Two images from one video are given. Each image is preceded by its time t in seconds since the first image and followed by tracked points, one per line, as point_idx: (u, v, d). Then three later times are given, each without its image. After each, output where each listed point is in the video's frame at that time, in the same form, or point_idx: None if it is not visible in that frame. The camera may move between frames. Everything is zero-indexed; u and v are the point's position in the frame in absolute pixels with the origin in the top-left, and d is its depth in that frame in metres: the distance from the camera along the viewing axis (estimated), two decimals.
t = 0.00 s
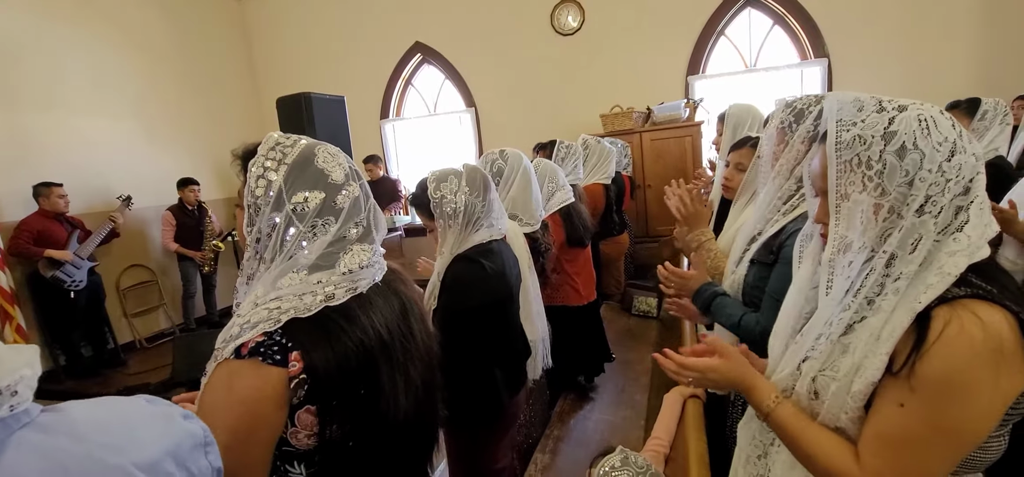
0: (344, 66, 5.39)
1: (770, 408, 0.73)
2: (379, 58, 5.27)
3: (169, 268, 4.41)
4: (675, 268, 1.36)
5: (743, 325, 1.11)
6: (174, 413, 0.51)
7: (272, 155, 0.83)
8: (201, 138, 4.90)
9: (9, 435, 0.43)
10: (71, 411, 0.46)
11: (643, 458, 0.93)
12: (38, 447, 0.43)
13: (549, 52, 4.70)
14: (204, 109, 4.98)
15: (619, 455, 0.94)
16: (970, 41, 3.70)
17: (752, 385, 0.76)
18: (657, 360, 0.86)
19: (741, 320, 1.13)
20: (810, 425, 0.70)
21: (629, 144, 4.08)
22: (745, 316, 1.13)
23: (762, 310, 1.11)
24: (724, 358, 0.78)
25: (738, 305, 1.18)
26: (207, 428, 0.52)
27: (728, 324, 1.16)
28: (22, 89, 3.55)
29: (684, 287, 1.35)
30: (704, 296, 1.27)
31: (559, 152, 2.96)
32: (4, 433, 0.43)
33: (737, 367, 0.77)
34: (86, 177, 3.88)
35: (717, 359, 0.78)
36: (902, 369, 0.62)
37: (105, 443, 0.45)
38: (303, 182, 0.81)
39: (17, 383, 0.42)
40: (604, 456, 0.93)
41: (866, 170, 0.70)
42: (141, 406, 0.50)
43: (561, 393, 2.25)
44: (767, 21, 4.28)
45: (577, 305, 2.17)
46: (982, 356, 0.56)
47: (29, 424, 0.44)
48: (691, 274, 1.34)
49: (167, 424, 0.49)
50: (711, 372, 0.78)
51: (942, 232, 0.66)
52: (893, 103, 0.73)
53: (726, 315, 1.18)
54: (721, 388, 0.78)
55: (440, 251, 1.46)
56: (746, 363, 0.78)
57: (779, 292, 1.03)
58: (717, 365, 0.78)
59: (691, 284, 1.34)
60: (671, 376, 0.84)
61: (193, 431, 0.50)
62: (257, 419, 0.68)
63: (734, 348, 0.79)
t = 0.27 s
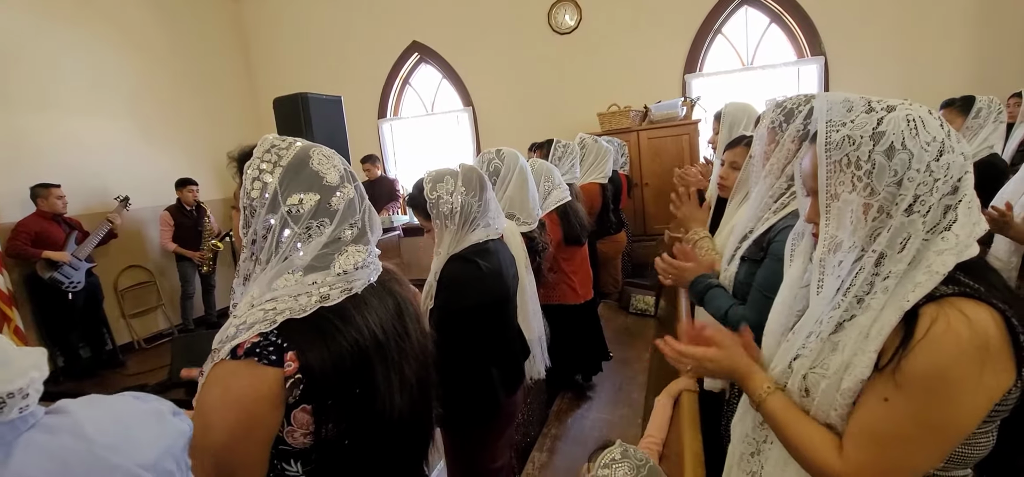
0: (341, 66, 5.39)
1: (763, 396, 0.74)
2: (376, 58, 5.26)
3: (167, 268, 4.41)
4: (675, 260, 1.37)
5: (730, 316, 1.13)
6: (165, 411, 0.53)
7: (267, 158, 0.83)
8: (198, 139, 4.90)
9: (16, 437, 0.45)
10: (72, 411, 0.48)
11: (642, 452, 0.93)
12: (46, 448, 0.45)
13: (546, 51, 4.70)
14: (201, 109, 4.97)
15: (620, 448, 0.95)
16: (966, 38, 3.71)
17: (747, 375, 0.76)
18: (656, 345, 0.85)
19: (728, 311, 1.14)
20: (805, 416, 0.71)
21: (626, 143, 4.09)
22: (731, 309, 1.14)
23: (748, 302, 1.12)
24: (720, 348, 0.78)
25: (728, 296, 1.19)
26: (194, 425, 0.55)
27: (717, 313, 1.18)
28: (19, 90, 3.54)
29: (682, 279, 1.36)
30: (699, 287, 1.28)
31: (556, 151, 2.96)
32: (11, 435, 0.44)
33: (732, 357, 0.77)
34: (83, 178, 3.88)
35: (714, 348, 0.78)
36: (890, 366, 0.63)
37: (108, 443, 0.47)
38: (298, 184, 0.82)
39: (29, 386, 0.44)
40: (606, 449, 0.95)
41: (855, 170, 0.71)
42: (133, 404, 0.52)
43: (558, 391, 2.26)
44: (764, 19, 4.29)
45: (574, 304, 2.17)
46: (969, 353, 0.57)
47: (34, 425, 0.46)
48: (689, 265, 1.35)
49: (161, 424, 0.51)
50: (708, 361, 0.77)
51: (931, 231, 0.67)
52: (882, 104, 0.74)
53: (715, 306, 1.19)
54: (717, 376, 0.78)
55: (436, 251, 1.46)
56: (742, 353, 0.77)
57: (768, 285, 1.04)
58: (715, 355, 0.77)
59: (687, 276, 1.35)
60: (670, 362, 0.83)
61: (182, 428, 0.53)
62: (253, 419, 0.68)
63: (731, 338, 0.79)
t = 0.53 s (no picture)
0: (337, 65, 5.38)
1: (753, 404, 0.75)
2: (372, 57, 5.26)
3: (163, 268, 4.40)
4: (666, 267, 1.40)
5: (728, 321, 1.12)
6: (162, 414, 0.51)
7: (262, 158, 0.83)
8: (194, 138, 4.89)
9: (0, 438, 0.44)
10: (60, 412, 0.47)
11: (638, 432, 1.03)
12: (31, 449, 0.43)
13: (543, 49, 4.70)
14: (197, 108, 4.96)
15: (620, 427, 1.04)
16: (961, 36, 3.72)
17: (736, 384, 0.78)
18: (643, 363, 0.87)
19: (727, 313, 1.15)
20: (791, 422, 0.72)
21: (623, 142, 4.10)
22: (730, 311, 1.14)
23: (746, 303, 1.12)
24: (707, 358, 0.79)
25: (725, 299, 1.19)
26: (194, 427, 0.52)
27: (715, 319, 1.18)
28: (13, 89, 3.53)
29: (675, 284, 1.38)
30: (692, 292, 1.28)
31: (552, 150, 2.97)
32: None
33: (718, 365, 0.79)
34: (78, 178, 3.87)
35: (700, 360, 0.79)
36: (880, 364, 0.64)
37: (95, 444, 0.45)
38: (293, 184, 0.82)
39: (9, 387, 0.43)
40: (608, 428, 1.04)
41: (846, 170, 0.72)
42: (129, 407, 0.51)
43: (555, 390, 2.27)
44: (759, 17, 4.30)
45: (570, 302, 2.18)
46: (957, 351, 0.58)
47: (19, 426, 0.45)
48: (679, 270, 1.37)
49: (155, 425, 0.49)
50: (696, 372, 0.79)
51: (920, 230, 0.68)
52: (872, 104, 0.75)
53: (711, 310, 1.19)
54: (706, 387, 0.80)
55: (431, 251, 1.46)
56: (730, 363, 0.79)
57: (764, 285, 1.04)
58: (701, 366, 0.79)
59: (680, 280, 1.36)
60: (658, 378, 0.86)
61: (180, 430, 0.51)
62: (250, 419, 0.68)
63: (717, 348, 0.80)
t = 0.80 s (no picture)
0: (334, 64, 5.36)
1: (747, 394, 0.75)
2: (369, 55, 5.25)
3: (160, 268, 4.39)
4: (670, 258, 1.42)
5: (721, 315, 1.14)
6: (151, 413, 0.57)
7: (260, 159, 0.83)
8: (190, 138, 4.88)
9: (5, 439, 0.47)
10: (59, 413, 0.51)
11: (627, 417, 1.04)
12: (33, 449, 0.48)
13: (540, 48, 4.70)
14: (193, 108, 4.94)
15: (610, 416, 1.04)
16: (957, 34, 3.73)
17: (732, 372, 0.78)
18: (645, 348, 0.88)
19: (720, 307, 1.16)
20: (786, 410, 0.72)
21: (620, 141, 4.11)
22: (723, 305, 1.15)
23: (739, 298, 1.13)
24: (705, 347, 0.79)
25: (720, 294, 1.21)
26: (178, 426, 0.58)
27: (708, 311, 1.20)
28: (9, 88, 3.52)
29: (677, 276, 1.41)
30: (694, 285, 1.30)
31: (549, 149, 2.97)
32: None
33: (717, 355, 0.79)
34: (74, 177, 3.85)
35: (699, 349, 0.80)
36: (869, 362, 0.65)
37: (95, 445, 0.50)
38: (291, 184, 0.82)
39: (15, 392, 0.47)
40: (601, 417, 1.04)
41: (837, 170, 0.73)
42: (120, 405, 0.56)
43: (552, 389, 2.28)
44: (756, 16, 4.31)
45: (565, 301, 2.18)
46: (947, 349, 0.59)
47: (21, 429, 0.49)
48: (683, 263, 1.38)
49: (147, 425, 0.55)
50: (693, 361, 0.79)
51: (912, 230, 0.69)
52: (863, 104, 0.75)
53: (708, 304, 1.21)
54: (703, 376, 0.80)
55: (428, 250, 1.46)
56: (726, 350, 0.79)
57: (758, 281, 1.03)
58: (700, 355, 0.79)
59: (682, 272, 1.39)
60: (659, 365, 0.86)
61: (168, 429, 0.57)
62: (248, 419, 0.68)
63: (717, 336, 0.80)
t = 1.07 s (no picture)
0: (329, 63, 5.35)
1: (742, 400, 0.76)
2: (365, 54, 5.24)
3: (154, 268, 4.37)
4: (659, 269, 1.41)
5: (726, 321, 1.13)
6: (147, 418, 0.50)
7: (252, 159, 0.83)
8: (185, 138, 4.85)
9: None
10: (40, 417, 0.46)
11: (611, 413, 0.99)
12: (10, 456, 0.43)
13: (536, 47, 4.69)
14: (188, 107, 4.92)
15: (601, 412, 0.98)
16: (951, 33, 3.74)
17: (724, 378, 0.79)
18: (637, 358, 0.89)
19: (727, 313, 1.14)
20: (778, 413, 0.73)
21: (616, 140, 4.11)
22: (728, 312, 1.14)
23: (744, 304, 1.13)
24: (697, 354, 0.82)
25: (722, 301, 1.19)
26: (181, 432, 0.51)
27: (712, 320, 1.18)
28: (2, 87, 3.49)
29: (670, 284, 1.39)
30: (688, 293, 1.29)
31: (545, 148, 2.96)
32: None
33: (709, 361, 0.80)
34: (68, 177, 3.83)
35: (691, 355, 0.82)
36: (860, 361, 0.65)
37: (78, 449, 0.45)
38: (282, 184, 0.82)
39: None
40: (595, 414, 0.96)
41: (827, 170, 0.73)
42: (114, 412, 0.49)
43: (548, 388, 2.28)
44: (752, 15, 4.32)
45: (559, 301, 2.19)
46: (934, 348, 0.59)
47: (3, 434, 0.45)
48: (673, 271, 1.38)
49: (139, 430, 0.48)
50: (686, 368, 0.81)
51: (900, 230, 0.69)
52: (853, 104, 0.76)
53: (710, 311, 1.19)
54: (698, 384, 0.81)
55: (422, 250, 1.46)
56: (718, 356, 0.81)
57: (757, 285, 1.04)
58: (692, 361, 0.81)
59: (674, 281, 1.37)
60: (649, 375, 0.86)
61: (167, 434, 0.50)
62: (239, 419, 0.68)
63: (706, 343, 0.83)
